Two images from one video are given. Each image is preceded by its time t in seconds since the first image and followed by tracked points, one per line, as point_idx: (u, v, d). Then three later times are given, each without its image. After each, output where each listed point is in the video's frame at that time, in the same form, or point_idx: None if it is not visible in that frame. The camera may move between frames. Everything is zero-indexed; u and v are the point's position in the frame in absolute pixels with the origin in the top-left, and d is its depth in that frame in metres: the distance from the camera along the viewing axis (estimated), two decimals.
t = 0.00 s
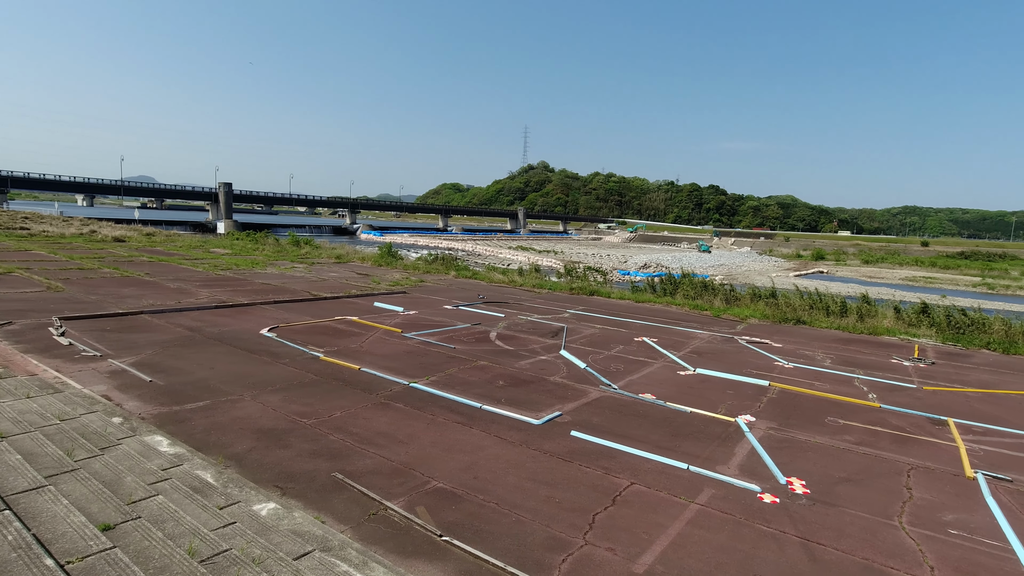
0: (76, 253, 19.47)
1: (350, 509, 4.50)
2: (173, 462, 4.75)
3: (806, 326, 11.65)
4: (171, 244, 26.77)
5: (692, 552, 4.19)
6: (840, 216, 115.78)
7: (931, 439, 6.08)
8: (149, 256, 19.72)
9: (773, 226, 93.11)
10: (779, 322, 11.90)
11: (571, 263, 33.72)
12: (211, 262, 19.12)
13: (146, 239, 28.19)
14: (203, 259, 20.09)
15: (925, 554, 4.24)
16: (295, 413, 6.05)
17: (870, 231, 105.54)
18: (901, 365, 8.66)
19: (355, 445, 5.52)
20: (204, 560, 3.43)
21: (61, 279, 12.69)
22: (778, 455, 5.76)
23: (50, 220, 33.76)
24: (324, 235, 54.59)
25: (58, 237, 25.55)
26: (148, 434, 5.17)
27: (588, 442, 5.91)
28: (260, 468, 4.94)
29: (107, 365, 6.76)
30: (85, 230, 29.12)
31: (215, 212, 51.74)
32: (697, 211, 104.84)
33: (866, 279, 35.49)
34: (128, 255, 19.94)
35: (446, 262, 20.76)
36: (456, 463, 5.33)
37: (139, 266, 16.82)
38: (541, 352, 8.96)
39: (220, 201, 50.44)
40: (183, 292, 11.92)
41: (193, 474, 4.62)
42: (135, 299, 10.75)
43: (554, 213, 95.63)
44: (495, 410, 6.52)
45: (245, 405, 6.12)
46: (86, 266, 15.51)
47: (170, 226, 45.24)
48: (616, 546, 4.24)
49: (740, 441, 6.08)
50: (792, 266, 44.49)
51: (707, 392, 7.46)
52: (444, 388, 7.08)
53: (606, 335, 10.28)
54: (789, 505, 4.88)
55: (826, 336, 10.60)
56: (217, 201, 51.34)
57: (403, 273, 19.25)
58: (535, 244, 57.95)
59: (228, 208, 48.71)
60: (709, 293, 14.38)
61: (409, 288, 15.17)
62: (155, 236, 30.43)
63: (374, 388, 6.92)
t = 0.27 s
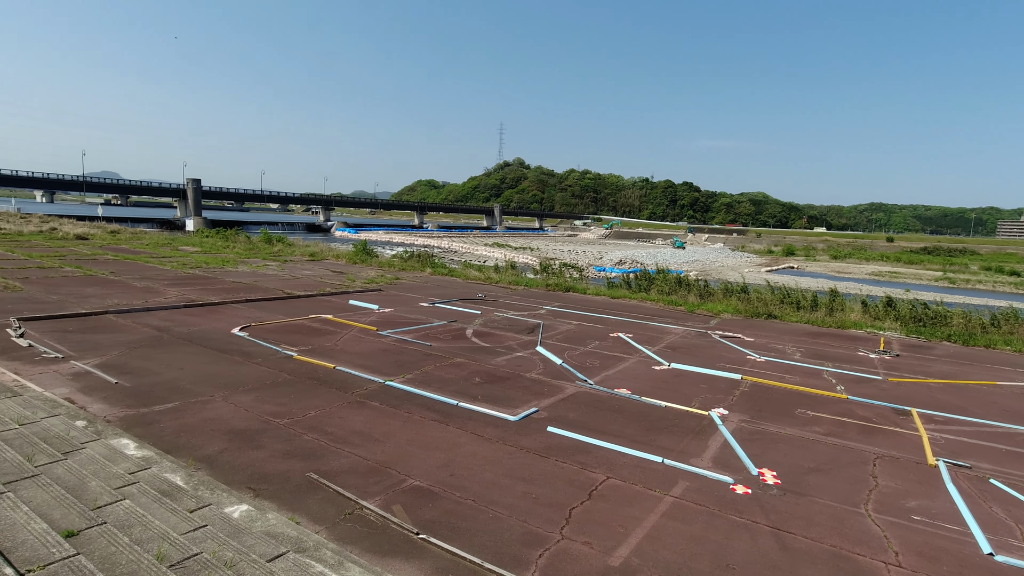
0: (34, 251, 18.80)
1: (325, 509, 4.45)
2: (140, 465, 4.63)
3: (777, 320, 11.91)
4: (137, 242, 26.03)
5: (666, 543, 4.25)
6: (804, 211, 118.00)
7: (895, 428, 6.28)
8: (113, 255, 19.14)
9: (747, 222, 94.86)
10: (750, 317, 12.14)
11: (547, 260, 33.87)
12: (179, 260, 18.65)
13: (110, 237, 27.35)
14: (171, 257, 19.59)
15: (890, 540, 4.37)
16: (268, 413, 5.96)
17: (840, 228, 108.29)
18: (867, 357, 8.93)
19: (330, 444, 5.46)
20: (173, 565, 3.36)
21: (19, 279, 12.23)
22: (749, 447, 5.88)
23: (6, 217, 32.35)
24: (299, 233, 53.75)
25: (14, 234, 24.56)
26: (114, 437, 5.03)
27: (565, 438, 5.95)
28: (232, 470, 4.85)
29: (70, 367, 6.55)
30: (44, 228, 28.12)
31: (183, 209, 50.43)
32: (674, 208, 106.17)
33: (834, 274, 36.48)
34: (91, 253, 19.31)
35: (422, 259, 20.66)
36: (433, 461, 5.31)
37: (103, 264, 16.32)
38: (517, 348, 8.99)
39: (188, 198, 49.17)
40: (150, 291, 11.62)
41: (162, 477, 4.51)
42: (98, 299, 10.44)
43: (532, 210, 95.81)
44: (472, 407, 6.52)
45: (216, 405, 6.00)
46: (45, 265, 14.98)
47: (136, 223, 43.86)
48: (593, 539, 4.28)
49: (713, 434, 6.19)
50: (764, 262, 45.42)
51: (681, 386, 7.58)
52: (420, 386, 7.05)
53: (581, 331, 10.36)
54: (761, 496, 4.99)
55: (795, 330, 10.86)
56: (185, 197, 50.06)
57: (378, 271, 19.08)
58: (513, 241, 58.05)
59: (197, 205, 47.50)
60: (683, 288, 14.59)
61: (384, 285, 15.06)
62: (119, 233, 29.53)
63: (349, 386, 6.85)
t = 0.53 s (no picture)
0: None
1: (295, 510, 4.39)
2: (101, 470, 4.49)
3: (745, 314, 12.17)
4: (95, 239, 25.12)
5: (639, 536, 4.31)
6: (774, 208, 120.93)
7: (857, 418, 6.49)
8: (70, 253, 18.43)
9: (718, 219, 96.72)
10: (720, 312, 12.39)
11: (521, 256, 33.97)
12: (141, 259, 18.06)
13: (67, 234, 26.33)
14: (132, 256, 18.97)
15: (852, 526, 4.52)
16: (236, 414, 5.84)
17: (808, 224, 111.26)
18: (831, 350, 9.20)
19: (300, 445, 5.38)
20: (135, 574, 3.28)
21: None
22: (719, 439, 6.00)
23: None
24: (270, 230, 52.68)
25: None
26: (73, 442, 4.87)
27: (538, 434, 5.98)
28: (198, 473, 4.74)
29: (24, 370, 6.29)
30: None
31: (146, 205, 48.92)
32: (649, 205, 107.51)
33: (800, 269, 37.50)
34: (46, 251, 18.55)
35: (394, 256, 20.49)
36: (406, 459, 5.28)
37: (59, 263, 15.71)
38: (491, 345, 8.99)
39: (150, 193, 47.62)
40: (110, 291, 11.24)
41: (124, 482, 4.38)
42: (55, 299, 10.05)
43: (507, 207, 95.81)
44: (445, 405, 6.49)
45: (181, 408, 5.85)
46: None
47: (95, 221, 42.25)
48: (566, 534, 4.31)
49: (684, 427, 6.29)
50: (735, 257, 46.38)
51: (652, 380, 7.69)
52: (392, 384, 6.99)
53: (554, 327, 10.42)
54: (730, 487, 5.10)
55: (762, 324, 11.13)
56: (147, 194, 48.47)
57: (349, 268, 18.84)
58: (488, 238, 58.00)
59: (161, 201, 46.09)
60: (654, 284, 14.80)
61: (355, 283, 14.88)
62: (77, 231, 28.45)
63: (319, 386, 6.76)
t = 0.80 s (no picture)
0: None
1: (265, 513, 4.31)
2: (59, 477, 4.33)
3: (716, 310, 12.41)
4: (50, 237, 24.18)
5: (612, 530, 4.36)
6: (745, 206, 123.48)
7: (822, 410, 6.68)
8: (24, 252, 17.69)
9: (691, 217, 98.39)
10: (691, 307, 12.60)
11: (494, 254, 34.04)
12: (101, 257, 17.46)
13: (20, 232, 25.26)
14: (92, 254, 18.34)
15: (818, 515, 4.64)
16: (203, 416, 5.70)
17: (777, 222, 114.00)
18: (798, 343, 9.45)
19: (270, 446, 5.28)
20: None
21: None
22: (690, 433, 6.10)
23: None
24: (239, 228, 51.53)
25: None
26: (29, 449, 4.68)
27: (512, 430, 5.99)
28: (163, 477, 4.61)
29: None
30: None
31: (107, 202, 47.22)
32: (624, 203, 108.64)
33: (768, 265, 38.43)
34: None
35: (366, 254, 20.28)
36: (379, 458, 5.24)
37: (13, 262, 15.06)
38: (464, 343, 8.97)
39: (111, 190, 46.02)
40: (68, 291, 10.84)
41: (84, 488, 4.24)
42: (7, 299, 9.65)
43: (483, 205, 95.71)
44: (419, 403, 6.46)
45: (145, 410, 5.69)
46: None
47: (53, 219, 40.64)
48: (540, 530, 4.33)
49: (656, 422, 6.38)
50: (706, 254, 47.26)
51: (624, 376, 7.78)
52: (365, 383, 6.93)
53: (528, 324, 10.45)
54: (701, 479, 5.19)
55: (731, 319, 11.36)
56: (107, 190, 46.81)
57: (320, 266, 18.58)
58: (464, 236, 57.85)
59: (123, 198, 44.52)
60: (627, 281, 14.98)
61: (327, 281, 14.68)
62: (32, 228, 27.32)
63: (290, 386, 6.65)
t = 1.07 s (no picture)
0: None
1: (235, 515, 4.22)
2: (15, 483, 4.17)
3: (688, 305, 12.62)
4: (2, 233, 23.17)
5: (586, 524, 4.40)
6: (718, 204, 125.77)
7: (791, 403, 6.85)
8: None
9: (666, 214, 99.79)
10: (663, 303, 12.79)
11: (469, 251, 33.98)
12: (58, 255, 16.80)
13: None
14: (49, 251, 17.66)
15: (786, 505, 4.76)
16: (169, 418, 5.55)
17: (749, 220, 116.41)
18: (767, 338, 9.67)
19: (240, 447, 5.18)
20: None
21: None
22: (663, 427, 6.19)
23: None
24: (208, 225, 50.26)
25: None
26: None
27: (487, 427, 5.99)
28: (127, 481, 4.48)
29: None
30: None
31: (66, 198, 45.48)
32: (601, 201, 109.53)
33: (738, 261, 39.22)
34: None
35: (339, 251, 20.03)
36: (352, 457, 5.18)
37: None
38: (439, 340, 8.93)
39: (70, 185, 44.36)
40: (24, 290, 10.42)
41: (42, 494, 4.08)
42: None
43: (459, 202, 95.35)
44: (393, 401, 6.41)
45: (108, 413, 5.51)
46: None
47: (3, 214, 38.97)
48: (515, 525, 4.34)
49: (629, 416, 6.46)
50: (678, 250, 47.98)
51: (598, 371, 7.85)
52: (337, 381, 6.84)
53: (503, 321, 10.46)
54: (673, 472, 5.27)
55: (702, 314, 11.57)
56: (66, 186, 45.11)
57: (291, 264, 18.26)
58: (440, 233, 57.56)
59: (82, 193, 42.90)
60: (601, 277, 15.12)
61: (298, 279, 14.45)
62: None
63: (260, 385, 6.53)
